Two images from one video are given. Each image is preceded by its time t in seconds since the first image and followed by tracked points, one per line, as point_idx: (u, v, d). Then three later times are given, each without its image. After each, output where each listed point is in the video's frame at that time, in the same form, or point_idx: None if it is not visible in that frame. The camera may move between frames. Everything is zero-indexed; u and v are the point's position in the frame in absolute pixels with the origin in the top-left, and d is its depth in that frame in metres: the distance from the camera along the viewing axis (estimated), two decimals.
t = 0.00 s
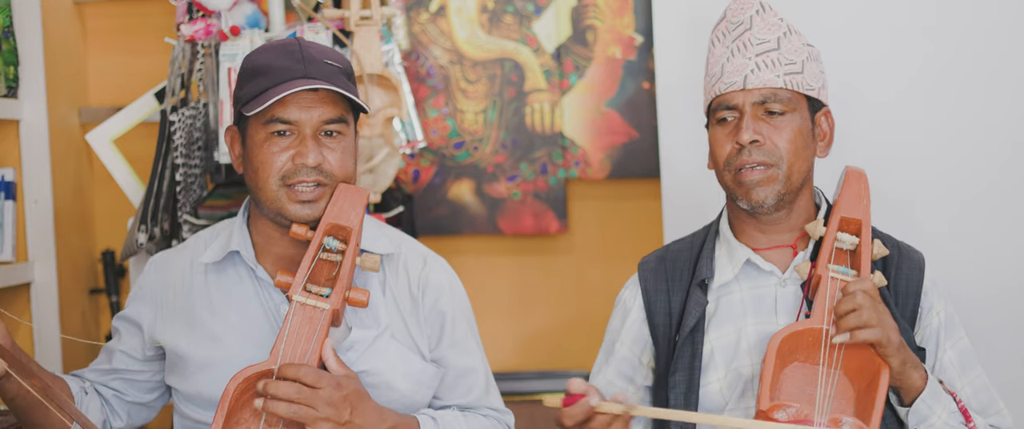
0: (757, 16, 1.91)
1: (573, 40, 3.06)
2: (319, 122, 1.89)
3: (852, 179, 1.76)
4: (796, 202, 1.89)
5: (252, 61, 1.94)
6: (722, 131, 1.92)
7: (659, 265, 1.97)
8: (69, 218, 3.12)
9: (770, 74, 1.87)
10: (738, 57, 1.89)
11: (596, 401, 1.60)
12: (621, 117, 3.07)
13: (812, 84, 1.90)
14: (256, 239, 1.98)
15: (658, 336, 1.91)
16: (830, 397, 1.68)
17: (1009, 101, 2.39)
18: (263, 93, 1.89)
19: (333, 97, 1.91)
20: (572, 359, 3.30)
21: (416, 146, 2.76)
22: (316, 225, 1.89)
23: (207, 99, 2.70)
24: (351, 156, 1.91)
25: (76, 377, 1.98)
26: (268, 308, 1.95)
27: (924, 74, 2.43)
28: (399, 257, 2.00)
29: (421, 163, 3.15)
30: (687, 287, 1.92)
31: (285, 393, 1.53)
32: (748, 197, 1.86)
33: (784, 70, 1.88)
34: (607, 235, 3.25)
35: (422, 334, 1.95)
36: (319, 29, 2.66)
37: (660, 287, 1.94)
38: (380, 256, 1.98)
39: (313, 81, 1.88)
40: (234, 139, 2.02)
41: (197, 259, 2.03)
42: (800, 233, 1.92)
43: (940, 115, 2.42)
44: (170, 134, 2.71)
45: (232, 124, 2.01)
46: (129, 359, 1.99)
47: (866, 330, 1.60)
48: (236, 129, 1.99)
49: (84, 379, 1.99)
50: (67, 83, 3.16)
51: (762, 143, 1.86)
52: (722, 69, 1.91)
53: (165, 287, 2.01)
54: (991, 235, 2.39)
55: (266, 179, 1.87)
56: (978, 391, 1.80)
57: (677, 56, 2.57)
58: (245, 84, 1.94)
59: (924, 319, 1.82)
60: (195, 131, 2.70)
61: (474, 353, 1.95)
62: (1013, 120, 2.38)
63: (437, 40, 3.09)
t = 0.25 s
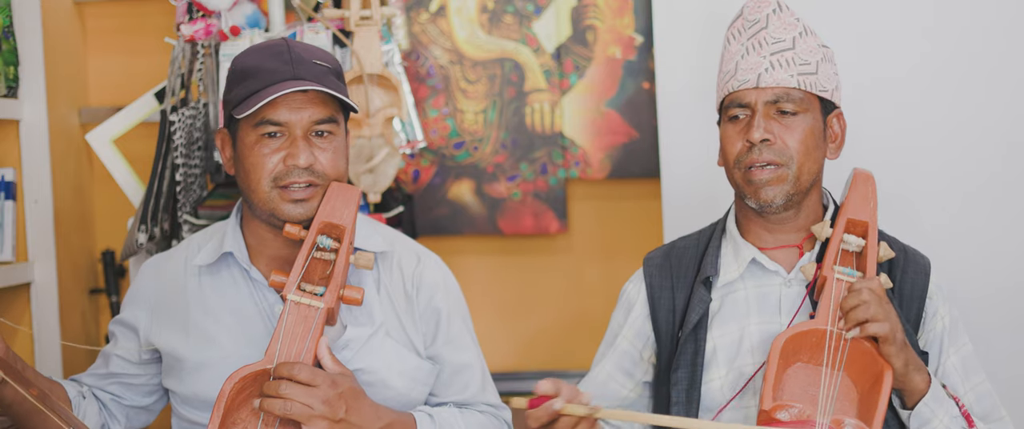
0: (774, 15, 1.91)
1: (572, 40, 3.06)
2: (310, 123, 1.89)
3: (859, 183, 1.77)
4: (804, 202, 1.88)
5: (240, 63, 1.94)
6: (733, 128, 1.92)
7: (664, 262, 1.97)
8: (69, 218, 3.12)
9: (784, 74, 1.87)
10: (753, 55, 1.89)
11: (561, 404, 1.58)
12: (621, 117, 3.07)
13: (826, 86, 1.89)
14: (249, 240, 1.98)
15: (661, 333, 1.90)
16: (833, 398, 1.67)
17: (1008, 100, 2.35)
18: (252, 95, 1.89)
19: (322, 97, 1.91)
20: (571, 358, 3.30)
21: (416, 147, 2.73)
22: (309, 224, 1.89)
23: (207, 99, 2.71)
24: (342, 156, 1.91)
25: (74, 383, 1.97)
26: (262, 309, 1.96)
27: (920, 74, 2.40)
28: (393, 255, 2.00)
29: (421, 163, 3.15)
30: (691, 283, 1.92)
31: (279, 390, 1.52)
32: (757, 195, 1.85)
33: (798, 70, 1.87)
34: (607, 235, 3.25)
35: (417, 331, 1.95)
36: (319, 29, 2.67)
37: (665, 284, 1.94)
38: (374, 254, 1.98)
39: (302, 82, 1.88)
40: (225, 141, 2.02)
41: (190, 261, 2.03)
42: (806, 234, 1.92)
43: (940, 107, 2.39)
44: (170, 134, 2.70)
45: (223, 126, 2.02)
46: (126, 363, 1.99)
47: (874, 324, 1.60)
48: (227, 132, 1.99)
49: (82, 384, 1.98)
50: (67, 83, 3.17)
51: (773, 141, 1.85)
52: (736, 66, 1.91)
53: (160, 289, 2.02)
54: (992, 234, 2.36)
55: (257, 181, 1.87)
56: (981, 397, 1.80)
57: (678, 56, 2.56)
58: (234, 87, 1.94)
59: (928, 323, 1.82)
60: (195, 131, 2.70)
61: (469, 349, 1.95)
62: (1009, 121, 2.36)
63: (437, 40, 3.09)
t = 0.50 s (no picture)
0: (785, 14, 1.91)
1: (572, 40, 3.06)
2: (299, 121, 1.89)
3: (867, 183, 1.77)
4: (811, 202, 1.89)
5: (229, 64, 1.94)
6: (742, 127, 1.92)
7: (670, 261, 1.95)
8: (69, 218, 3.12)
9: (794, 73, 1.87)
10: (763, 54, 1.89)
11: (639, 401, 1.53)
12: (621, 117, 3.06)
13: (835, 86, 1.90)
14: (243, 241, 1.98)
15: (668, 332, 1.90)
16: (837, 400, 1.68)
17: (1007, 99, 2.38)
18: (241, 96, 1.89)
19: (310, 95, 1.91)
20: (570, 358, 3.30)
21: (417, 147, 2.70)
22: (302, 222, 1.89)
23: (207, 99, 2.72)
24: (333, 154, 1.91)
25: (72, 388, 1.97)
26: (257, 309, 1.96)
27: (921, 74, 2.41)
28: (386, 253, 2.00)
29: (422, 163, 3.14)
30: (697, 283, 1.92)
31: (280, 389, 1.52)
32: (764, 194, 1.85)
33: (808, 70, 1.87)
34: (608, 235, 3.25)
35: (412, 327, 1.95)
36: (319, 29, 2.66)
37: (671, 283, 1.93)
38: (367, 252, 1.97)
39: (290, 80, 1.88)
40: (216, 142, 2.03)
41: (185, 263, 2.03)
42: (813, 234, 1.91)
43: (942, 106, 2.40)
44: (170, 134, 2.70)
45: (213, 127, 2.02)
46: (123, 366, 2.00)
47: (874, 338, 1.60)
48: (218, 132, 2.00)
49: (80, 389, 1.99)
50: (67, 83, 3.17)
51: (781, 140, 1.85)
52: (746, 65, 1.91)
53: (154, 292, 2.01)
54: (992, 234, 2.38)
55: (248, 180, 1.87)
56: (984, 399, 1.80)
57: (677, 56, 2.56)
58: (223, 88, 1.95)
59: (932, 325, 1.82)
60: (195, 131, 2.70)
61: (464, 345, 1.95)
62: (1011, 121, 2.37)
63: (437, 40, 3.08)
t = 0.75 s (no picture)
0: (795, 14, 1.91)
1: (573, 40, 3.06)
2: (298, 121, 1.89)
3: (874, 183, 1.76)
4: (818, 202, 1.88)
5: (227, 64, 1.94)
6: (750, 126, 1.91)
7: (676, 260, 1.96)
8: (69, 218, 3.12)
9: (803, 73, 1.86)
10: (772, 53, 1.89)
11: (720, 412, 1.53)
12: (621, 117, 3.06)
13: (843, 87, 1.89)
14: (241, 241, 1.97)
15: (674, 331, 1.90)
16: (840, 401, 1.68)
17: (1005, 98, 2.38)
18: (240, 96, 1.89)
19: (310, 96, 1.91)
20: (570, 358, 3.30)
21: (417, 146, 2.71)
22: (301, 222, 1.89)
23: (207, 99, 2.71)
24: (331, 154, 1.91)
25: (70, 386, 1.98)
26: (256, 309, 1.96)
27: (920, 73, 2.41)
28: (385, 252, 2.00)
29: (422, 163, 3.14)
30: (704, 282, 1.92)
31: (275, 389, 1.53)
32: (771, 193, 1.85)
33: (817, 70, 1.87)
34: (608, 235, 3.25)
35: (411, 326, 1.95)
36: (319, 30, 2.66)
37: (677, 282, 1.93)
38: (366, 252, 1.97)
39: (289, 81, 1.88)
40: (214, 142, 2.03)
41: (185, 263, 2.03)
42: (818, 234, 1.91)
43: (942, 101, 2.41)
44: (170, 134, 2.70)
45: (212, 127, 2.02)
46: (121, 365, 2.00)
47: (885, 324, 1.59)
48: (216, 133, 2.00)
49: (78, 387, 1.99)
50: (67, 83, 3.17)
51: (790, 140, 1.85)
52: (755, 64, 1.91)
53: (153, 292, 2.01)
54: (991, 233, 2.39)
55: (247, 180, 1.87)
56: (986, 402, 1.81)
57: (677, 56, 2.56)
58: (220, 88, 1.94)
59: (935, 327, 1.82)
60: (195, 131, 2.70)
61: (463, 344, 1.95)
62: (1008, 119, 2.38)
63: (437, 40, 3.08)
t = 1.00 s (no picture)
0: (801, 14, 1.91)
1: (573, 40, 3.06)
2: (305, 121, 1.89)
3: (878, 184, 1.76)
4: (822, 203, 1.89)
5: (236, 61, 1.93)
6: (755, 126, 1.92)
7: (678, 258, 1.96)
8: (69, 218, 3.12)
9: (808, 73, 1.86)
10: (778, 53, 1.89)
11: (670, 407, 1.56)
12: (621, 117, 3.07)
13: (849, 88, 1.90)
14: (245, 240, 1.98)
15: (675, 330, 1.90)
16: (841, 401, 1.68)
17: (1005, 98, 2.39)
18: (247, 94, 1.89)
19: (318, 95, 1.91)
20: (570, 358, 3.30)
21: (417, 146, 2.75)
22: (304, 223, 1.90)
23: (207, 99, 2.70)
24: (337, 154, 1.91)
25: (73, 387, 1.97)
26: (259, 309, 1.96)
27: (921, 73, 2.42)
28: (389, 254, 2.00)
29: (422, 163, 3.14)
30: (706, 281, 1.92)
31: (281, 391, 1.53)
32: (776, 194, 1.86)
33: (823, 70, 1.87)
34: (608, 235, 3.25)
35: (415, 330, 1.95)
36: (319, 29, 2.66)
37: (679, 282, 1.93)
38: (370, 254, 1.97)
39: (297, 79, 1.87)
40: (220, 140, 2.03)
41: (187, 262, 2.03)
42: (822, 235, 1.92)
43: (944, 101, 2.41)
44: (170, 134, 2.70)
45: (218, 126, 2.03)
46: (124, 366, 2.00)
47: (890, 324, 1.60)
48: (223, 131, 2.00)
49: (82, 388, 1.99)
50: (67, 83, 3.17)
51: (795, 140, 1.85)
52: (761, 64, 1.91)
53: (156, 291, 2.01)
54: (991, 233, 2.39)
55: (253, 179, 1.88)
56: (987, 405, 1.81)
57: (677, 56, 2.57)
58: (228, 86, 1.94)
59: (937, 329, 1.82)
60: (195, 131, 2.70)
61: (465, 347, 1.95)
62: (1009, 119, 2.39)
63: (437, 40, 3.09)
